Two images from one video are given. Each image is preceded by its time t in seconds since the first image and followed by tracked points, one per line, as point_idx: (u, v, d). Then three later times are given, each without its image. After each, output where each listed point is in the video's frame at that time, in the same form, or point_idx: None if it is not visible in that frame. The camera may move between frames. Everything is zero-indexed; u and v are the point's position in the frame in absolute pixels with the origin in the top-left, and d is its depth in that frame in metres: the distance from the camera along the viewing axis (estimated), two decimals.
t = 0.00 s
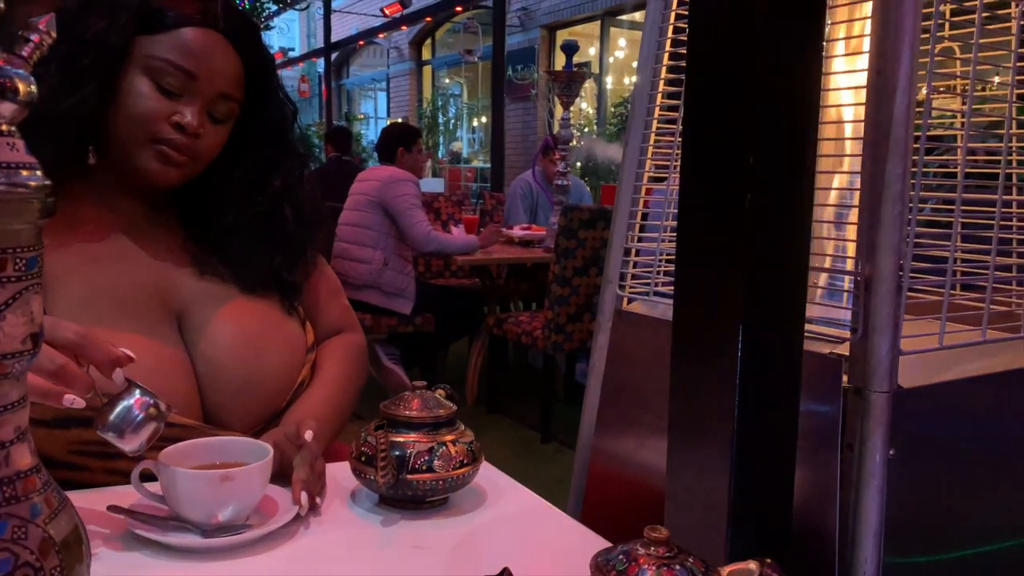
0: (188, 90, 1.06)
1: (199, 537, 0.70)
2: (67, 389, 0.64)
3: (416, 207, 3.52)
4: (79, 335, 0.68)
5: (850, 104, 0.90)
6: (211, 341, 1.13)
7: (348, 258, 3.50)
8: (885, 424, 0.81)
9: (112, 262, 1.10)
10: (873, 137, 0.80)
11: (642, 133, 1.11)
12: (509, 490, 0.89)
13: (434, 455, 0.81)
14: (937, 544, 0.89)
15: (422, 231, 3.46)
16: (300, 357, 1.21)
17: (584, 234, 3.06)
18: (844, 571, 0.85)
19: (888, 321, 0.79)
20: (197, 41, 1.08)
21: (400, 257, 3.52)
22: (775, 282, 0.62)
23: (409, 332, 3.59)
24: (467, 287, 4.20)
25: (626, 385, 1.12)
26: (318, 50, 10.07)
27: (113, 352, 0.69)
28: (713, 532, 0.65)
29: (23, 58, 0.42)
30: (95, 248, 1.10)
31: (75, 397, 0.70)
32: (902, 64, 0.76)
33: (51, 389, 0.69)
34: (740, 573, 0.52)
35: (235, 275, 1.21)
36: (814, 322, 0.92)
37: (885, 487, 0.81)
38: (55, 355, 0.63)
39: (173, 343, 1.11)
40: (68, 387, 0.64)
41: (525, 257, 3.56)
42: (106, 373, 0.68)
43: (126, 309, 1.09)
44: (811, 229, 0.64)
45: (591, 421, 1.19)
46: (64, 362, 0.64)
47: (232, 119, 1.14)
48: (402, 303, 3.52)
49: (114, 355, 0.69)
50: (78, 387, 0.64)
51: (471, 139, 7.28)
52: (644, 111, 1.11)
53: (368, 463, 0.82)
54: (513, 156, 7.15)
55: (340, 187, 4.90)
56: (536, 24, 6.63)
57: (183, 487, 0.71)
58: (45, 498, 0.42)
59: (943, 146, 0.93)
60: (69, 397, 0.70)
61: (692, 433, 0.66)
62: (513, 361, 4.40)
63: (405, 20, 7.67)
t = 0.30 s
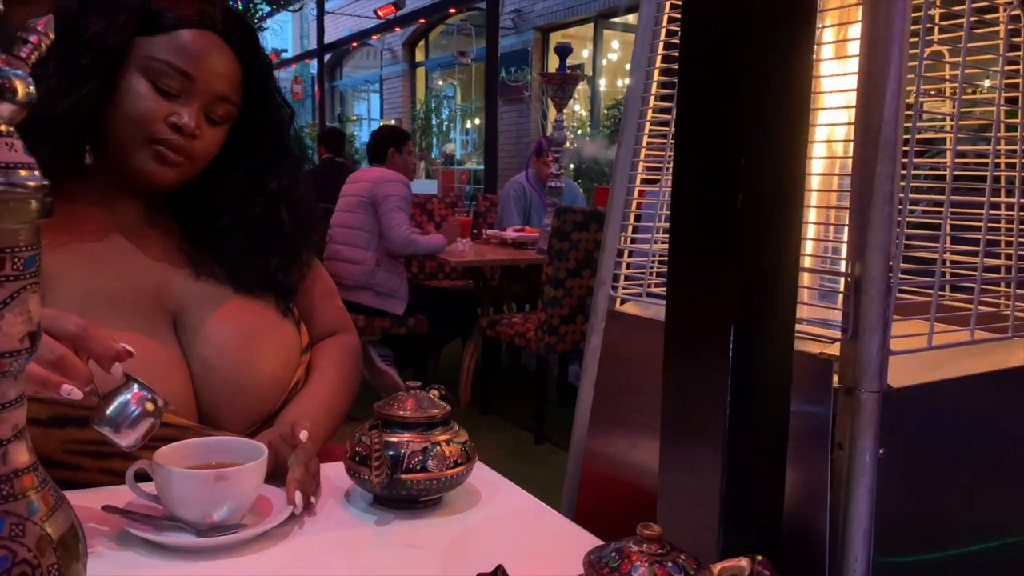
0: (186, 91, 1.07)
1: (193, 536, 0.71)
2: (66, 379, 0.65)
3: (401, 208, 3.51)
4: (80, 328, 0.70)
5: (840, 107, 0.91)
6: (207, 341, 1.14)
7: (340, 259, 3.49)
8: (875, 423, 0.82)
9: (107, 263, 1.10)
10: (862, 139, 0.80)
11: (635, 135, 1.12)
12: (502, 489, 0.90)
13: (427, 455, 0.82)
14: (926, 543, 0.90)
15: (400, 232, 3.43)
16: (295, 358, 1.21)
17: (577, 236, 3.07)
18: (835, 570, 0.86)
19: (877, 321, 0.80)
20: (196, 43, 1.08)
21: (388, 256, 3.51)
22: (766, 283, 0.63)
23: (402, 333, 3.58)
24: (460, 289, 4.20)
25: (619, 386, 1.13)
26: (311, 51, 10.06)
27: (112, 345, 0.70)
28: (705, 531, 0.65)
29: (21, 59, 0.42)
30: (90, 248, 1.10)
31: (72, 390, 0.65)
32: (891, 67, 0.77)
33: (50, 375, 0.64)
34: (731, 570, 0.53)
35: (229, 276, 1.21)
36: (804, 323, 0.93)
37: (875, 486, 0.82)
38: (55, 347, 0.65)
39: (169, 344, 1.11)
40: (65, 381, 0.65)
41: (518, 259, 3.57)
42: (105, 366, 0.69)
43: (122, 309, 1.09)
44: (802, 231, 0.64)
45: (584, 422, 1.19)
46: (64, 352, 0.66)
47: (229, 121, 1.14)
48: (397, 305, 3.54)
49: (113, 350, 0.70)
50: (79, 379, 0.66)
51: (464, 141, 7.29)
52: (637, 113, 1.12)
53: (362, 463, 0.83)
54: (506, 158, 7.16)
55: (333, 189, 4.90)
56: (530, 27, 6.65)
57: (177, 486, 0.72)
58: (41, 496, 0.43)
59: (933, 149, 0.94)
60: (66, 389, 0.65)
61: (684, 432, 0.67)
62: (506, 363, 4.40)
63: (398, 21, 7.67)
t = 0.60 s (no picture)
0: (181, 93, 1.07)
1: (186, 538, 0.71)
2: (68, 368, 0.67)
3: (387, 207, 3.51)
4: (81, 322, 0.73)
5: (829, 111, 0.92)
6: (201, 343, 1.14)
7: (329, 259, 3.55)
8: (862, 423, 0.83)
9: (102, 264, 1.11)
10: (850, 142, 0.81)
11: (627, 138, 1.13)
12: (494, 490, 0.90)
13: (420, 455, 0.82)
14: (914, 542, 0.91)
15: (378, 230, 3.42)
16: (289, 360, 1.22)
17: (569, 238, 3.08)
18: (825, 569, 0.87)
19: (866, 323, 0.81)
20: (191, 45, 1.08)
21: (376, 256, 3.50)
22: (756, 284, 0.64)
23: (394, 335, 3.56)
24: (452, 291, 4.21)
25: (611, 387, 1.14)
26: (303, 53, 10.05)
27: (112, 341, 0.74)
28: (696, 530, 0.66)
29: (18, 61, 0.43)
30: (85, 251, 1.10)
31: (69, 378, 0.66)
32: (878, 72, 0.78)
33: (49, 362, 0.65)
34: (721, 567, 0.54)
35: (223, 279, 1.21)
36: (795, 325, 0.94)
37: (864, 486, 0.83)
38: (56, 336, 0.68)
39: (163, 346, 1.12)
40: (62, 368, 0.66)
41: (510, 261, 3.57)
42: (103, 360, 0.73)
43: (117, 311, 1.09)
44: (791, 233, 0.65)
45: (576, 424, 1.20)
46: (63, 343, 0.68)
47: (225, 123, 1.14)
48: (385, 300, 3.51)
49: (114, 344, 0.74)
50: (76, 369, 0.68)
51: (456, 143, 7.29)
52: (628, 117, 1.13)
53: (355, 464, 0.83)
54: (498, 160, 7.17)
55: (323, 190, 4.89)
56: (521, 29, 6.67)
57: (171, 487, 0.72)
58: (37, 496, 0.43)
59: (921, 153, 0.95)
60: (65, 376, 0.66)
61: (675, 432, 0.67)
62: (498, 365, 4.40)
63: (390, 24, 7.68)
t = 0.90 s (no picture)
0: (177, 96, 1.07)
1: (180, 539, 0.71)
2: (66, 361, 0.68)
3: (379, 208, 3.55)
4: (81, 315, 0.74)
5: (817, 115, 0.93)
6: (196, 346, 1.14)
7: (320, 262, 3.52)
8: (851, 424, 0.84)
9: (97, 265, 1.11)
10: (839, 145, 0.82)
11: (618, 141, 1.14)
12: (487, 491, 0.91)
13: (413, 457, 0.83)
14: (902, 541, 0.92)
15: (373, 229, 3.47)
16: (283, 363, 1.22)
17: (562, 240, 3.09)
18: (815, 569, 0.87)
19: (854, 325, 0.82)
20: (187, 48, 1.08)
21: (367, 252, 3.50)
22: (745, 286, 0.65)
23: (386, 337, 3.56)
24: (445, 292, 4.21)
25: (603, 388, 1.14)
26: (295, 55, 10.04)
27: (112, 336, 0.74)
28: (687, 529, 0.67)
29: (15, 65, 0.43)
30: (80, 252, 1.11)
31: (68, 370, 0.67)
32: (866, 76, 0.79)
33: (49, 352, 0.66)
34: (711, 566, 0.54)
35: (218, 281, 1.22)
36: (784, 326, 0.95)
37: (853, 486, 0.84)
38: (57, 327, 0.69)
39: (158, 348, 1.12)
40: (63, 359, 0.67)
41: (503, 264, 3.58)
42: (102, 354, 0.73)
43: (111, 313, 1.09)
44: (781, 236, 0.66)
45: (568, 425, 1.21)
46: (63, 333, 0.69)
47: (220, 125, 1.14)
48: (374, 301, 3.50)
49: (115, 341, 0.74)
50: (76, 361, 0.69)
51: (449, 145, 7.30)
52: (620, 120, 1.13)
53: (349, 465, 0.84)
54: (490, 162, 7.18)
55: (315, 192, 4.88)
56: (514, 32, 6.69)
57: (165, 488, 0.72)
58: (34, 496, 0.43)
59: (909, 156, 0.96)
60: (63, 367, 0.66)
61: (667, 433, 0.68)
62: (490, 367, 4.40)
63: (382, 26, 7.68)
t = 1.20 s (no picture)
0: (173, 98, 1.07)
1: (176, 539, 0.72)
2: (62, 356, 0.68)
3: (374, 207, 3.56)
4: (78, 313, 0.73)
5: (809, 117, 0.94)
6: (192, 347, 1.14)
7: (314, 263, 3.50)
8: (843, 424, 0.85)
9: (93, 267, 1.11)
10: (831, 148, 0.83)
11: (612, 143, 1.15)
12: (482, 491, 0.91)
13: (409, 457, 0.83)
14: (894, 540, 0.93)
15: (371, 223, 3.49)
16: (279, 365, 1.22)
17: (557, 241, 3.10)
18: (808, 568, 0.88)
19: (847, 325, 0.83)
20: (183, 50, 1.09)
21: (364, 249, 3.51)
22: (738, 287, 0.65)
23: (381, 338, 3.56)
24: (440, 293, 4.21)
25: (597, 389, 1.15)
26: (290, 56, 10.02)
27: (108, 333, 0.75)
28: (680, 529, 0.67)
29: (11, 67, 0.43)
30: (76, 254, 1.11)
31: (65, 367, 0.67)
32: (857, 79, 0.80)
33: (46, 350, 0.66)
34: (704, 565, 0.55)
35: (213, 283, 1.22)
36: (777, 327, 0.96)
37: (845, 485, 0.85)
38: (54, 325, 0.69)
39: (154, 348, 1.12)
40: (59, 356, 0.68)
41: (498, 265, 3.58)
42: (99, 351, 0.73)
43: (107, 314, 1.09)
44: (774, 237, 0.67)
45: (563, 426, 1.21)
46: (60, 331, 0.70)
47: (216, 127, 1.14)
48: (369, 301, 3.52)
49: (111, 337, 0.75)
50: (72, 358, 0.70)
51: (444, 146, 7.30)
52: (614, 122, 1.14)
53: (344, 466, 0.84)
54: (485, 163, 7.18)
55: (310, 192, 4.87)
56: (509, 34, 6.69)
57: (161, 489, 0.72)
58: (30, 497, 0.43)
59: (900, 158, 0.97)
60: (60, 363, 0.66)
61: (661, 434, 0.68)
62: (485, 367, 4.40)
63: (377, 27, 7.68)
